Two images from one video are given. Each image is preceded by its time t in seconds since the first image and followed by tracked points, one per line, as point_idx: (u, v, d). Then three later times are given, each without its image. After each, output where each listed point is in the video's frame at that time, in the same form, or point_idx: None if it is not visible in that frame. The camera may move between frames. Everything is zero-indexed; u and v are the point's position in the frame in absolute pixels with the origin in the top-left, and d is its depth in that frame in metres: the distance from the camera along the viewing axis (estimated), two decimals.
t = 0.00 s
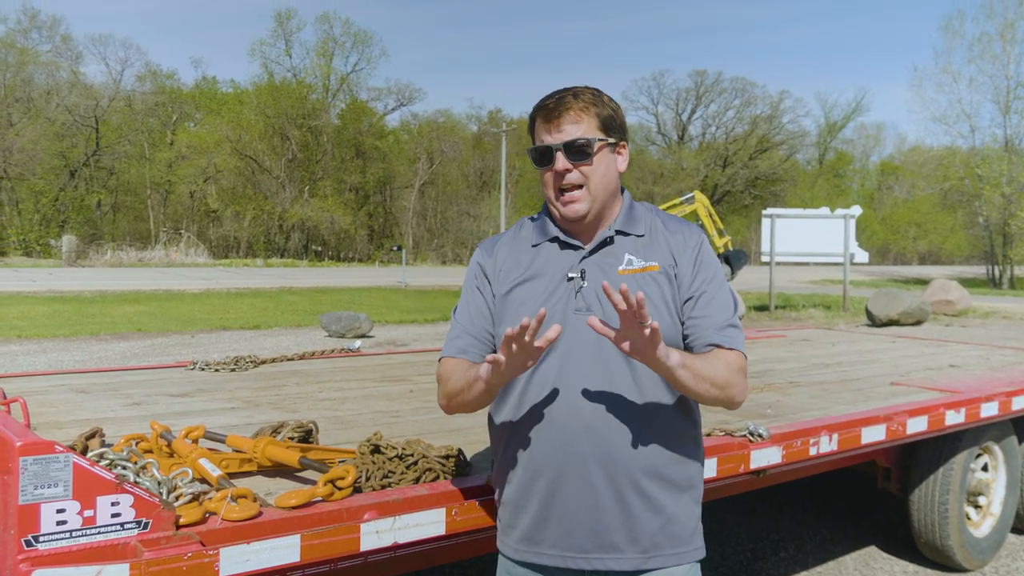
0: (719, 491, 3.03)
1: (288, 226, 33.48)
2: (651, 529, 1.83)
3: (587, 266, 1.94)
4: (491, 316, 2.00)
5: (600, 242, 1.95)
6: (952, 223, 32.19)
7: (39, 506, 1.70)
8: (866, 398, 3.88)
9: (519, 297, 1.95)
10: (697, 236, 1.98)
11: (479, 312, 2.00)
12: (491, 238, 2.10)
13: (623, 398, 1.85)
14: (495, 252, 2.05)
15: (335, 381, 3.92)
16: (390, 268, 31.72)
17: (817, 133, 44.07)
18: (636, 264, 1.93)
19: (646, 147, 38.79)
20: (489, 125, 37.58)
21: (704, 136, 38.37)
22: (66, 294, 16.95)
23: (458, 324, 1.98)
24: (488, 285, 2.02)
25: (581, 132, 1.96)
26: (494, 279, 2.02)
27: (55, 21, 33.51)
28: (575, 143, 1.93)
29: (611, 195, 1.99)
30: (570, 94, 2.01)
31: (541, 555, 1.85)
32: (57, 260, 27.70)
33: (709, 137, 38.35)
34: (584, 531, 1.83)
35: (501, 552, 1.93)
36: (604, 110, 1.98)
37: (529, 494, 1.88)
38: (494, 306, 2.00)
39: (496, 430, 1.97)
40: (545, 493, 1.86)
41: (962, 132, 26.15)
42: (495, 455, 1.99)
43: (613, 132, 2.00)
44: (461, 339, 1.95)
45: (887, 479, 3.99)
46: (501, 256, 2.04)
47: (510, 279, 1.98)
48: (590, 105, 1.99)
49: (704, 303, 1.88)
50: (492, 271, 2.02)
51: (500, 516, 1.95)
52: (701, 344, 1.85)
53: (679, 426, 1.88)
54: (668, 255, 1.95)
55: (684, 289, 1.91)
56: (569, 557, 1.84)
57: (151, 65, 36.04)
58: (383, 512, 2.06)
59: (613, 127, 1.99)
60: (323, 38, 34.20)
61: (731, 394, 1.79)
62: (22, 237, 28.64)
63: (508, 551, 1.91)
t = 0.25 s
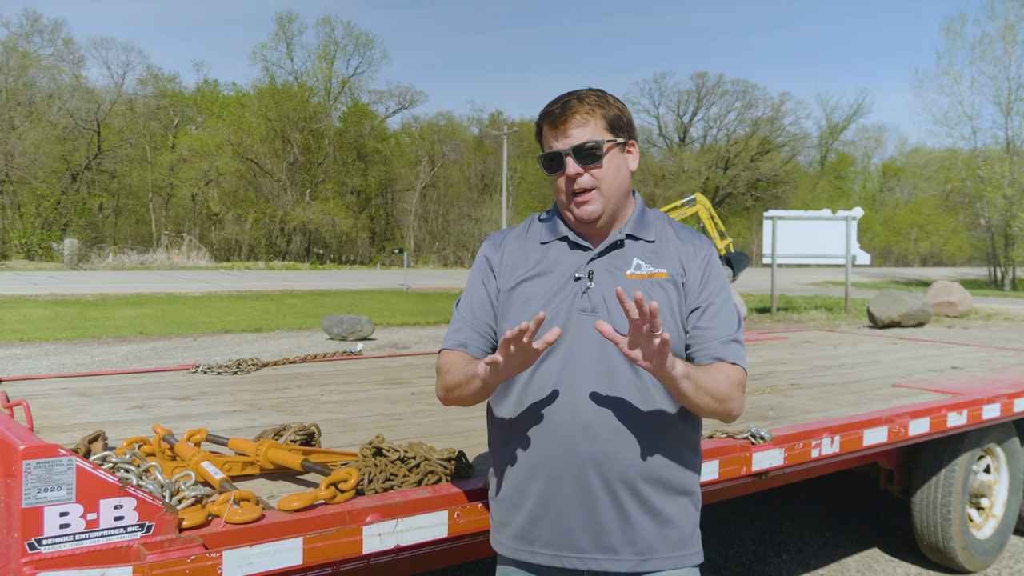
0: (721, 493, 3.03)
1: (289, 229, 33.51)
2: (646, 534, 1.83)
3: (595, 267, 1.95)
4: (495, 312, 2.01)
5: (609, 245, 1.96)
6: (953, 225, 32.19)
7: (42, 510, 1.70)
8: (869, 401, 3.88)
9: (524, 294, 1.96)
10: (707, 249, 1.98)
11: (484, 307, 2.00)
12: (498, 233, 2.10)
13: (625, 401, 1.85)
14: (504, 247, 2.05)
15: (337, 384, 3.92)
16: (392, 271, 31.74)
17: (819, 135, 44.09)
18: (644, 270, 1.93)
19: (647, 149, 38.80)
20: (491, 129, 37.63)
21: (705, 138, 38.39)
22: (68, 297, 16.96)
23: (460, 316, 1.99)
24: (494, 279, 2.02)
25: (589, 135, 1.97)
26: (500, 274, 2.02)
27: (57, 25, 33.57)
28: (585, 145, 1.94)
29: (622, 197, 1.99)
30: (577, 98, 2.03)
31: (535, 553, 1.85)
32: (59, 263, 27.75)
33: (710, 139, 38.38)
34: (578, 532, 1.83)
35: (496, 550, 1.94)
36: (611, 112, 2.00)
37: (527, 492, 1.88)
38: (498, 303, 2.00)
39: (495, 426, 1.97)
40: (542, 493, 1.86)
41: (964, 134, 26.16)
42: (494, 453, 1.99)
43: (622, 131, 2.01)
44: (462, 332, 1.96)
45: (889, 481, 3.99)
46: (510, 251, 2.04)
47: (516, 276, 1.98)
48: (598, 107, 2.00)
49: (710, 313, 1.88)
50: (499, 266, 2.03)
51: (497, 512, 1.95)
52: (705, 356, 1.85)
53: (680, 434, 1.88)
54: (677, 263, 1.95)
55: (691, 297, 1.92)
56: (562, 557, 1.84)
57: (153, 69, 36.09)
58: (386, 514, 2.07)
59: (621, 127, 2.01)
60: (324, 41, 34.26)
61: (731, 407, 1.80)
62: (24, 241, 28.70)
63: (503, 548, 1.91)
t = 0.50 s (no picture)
0: (722, 495, 3.03)
1: (290, 231, 33.52)
2: (639, 538, 1.83)
3: (598, 271, 1.95)
4: (496, 311, 2.01)
5: (612, 249, 1.96)
6: (954, 226, 32.19)
7: (45, 512, 1.70)
8: (870, 402, 3.88)
9: (525, 295, 1.96)
10: (711, 255, 1.99)
11: (485, 306, 2.00)
12: (503, 232, 2.10)
13: (621, 407, 1.86)
14: (507, 245, 2.05)
15: (338, 386, 3.92)
16: (393, 273, 31.77)
17: (819, 136, 44.11)
18: (647, 276, 1.93)
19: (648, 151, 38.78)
20: (491, 130, 37.69)
21: (706, 139, 38.38)
22: (69, 300, 16.99)
23: (462, 314, 1.99)
24: (496, 279, 2.03)
25: (606, 136, 1.97)
26: (502, 274, 2.02)
27: (58, 28, 33.60)
28: (599, 145, 1.95)
29: (629, 200, 2.00)
30: (595, 98, 2.03)
31: (527, 555, 1.86)
32: (60, 265, 27.77)
33: (711, 140, 38.39)
34: (571, 533, 1.84)
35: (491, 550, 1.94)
36: (628, 115, 2.01)
37: (522, 493, 1.88)
38: (500, 302, 2.01)
39: (492, 425, 1.97)
40: (537, 494, 1.87)
41: (964, 135, 26.16)
42: (490, 452, 2.00)
43: (636, 137, 2.02)
44: (463, 331, 1.97)
45: (890, 482, 3.99)
46: (513, 250, 2.04)
47: (518, 276, 1.98)
48: (615, 109, 2.01)
49: (709, 322, 1.89)
50: (501, 265, 2.03)
51: (493, 512, 1.96)
52: (705, 367, 1.85)
53: (675, 440, 1.88)
54: (680, 270, 1.95)
55: (692, 305, 1.92)
56: (554, 558, 1.84)
57: (153, 71, 36.12)
58: (388, 516, 2.07)
59: (636, 132, 2.02)
60: (325, 44, 34.29)
61: (728, 416, 1.80)
62: (25, 243, 28.76)
63: (498, 548, 1.92)
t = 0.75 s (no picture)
0: (721, 494, 3.03)
1: (289, 232, 33.52)
2: (642, 537, 1.83)
3: (592, 272, 1.95)
4: (491, 316, 2.02)
5: (606, 249, 1.96)
6: (953, 225, 32.20)
7: (44, 513, 1.70)
8: (868, 401, 3.88)
9: (519, 299, 1.97)
10: (704, 248, 1.98)
11: (479, 311, 2.02)
12: (497, 237, 2.11)
13: (618, 406, 1.85)
14: (501, 251, 2.06)
15: (338, 387, 3.92)
16: (393, 274, 31.78)
17: (819, 136, 44.13)
18: (640, 274, 1.93)
19: (647, 151, 38.77)
20: (490, 131, 37.73)
21: (705, 139, 38.37)
22: (68, 301, 16.99)
23: (457, 321, 2.01)
24: (491, 283, 2.04)
25: (596, 133, 1.97)
26: (496, 278, 2.03)
27: (56, 29, 33.58)
28: (589, 144, 1.95)
29: (621, 197, 2.00)
30: (586, 96, 2.03)
31: (530, 556, 1.86)
32: (59, 267, 27.73)
33: (710, 140, 38.40)
34: (574, 536, 1.84)
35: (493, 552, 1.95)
36: (618, 113, 2.01)
37: (523, 496, 1.89)
38: (495, 307, 2.02)
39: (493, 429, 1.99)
40: (538, 495, 1.87)
41: (963, 135, 26.18)
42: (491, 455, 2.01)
43: (627, 136, 2.02)
44: (458, 338, 1.99)
45: (889, 481, 3.99)
46: (507, 254, 2.05)
47: (512, 281, 1.99)
48: (605, 108, 2.00)
49: (704, 316, 1.88)
50: (496, 269, 2.04)
51: (495, 514, 1.97)
52: (700, 364, 1.85)
53: (674, 440, 1.88)
54: (673, 266, 1.96)
55: (686, 302, 1.92)
56: (556, 559, 1.85)
57: (152, 72, 36.09)
58: (386, 517, 2.07)
59: (627, 131, 2.02)
60: (324, 44, 34.29)
61: (724, 413, 1.80)
62: (24, 245, 28.72)
63: (501, 551, 1.93)
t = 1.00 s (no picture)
0: (716, 494, 3.03)
1: (285, 233, 33.48)
2: (644, 534, 1.83)
3: (584, 269, 1.95)
4: (484, 317, 2.03)
5: (598, 245, 1.96)
6: (948, 226, 32.27)
7: (39, 514, 1.70)
8: (864, 401, 3.89)
9: (511, 299, 1.97)
10: (696, 241, 1.99)
11: (469, 313, 2.02)
12: (487, 237, 2.11)
13: (614, 403, 1.86)
14: (490, 253, 2.05)
15: (334, 387, 3.92)
16: (389, 274, 31.73)
17: (814, 137, 44.21)
18: (632, 269, 1.93)
19: (643, 151, 38.79)
20: (486, 131, 37.76)
21: (701, 139, 38.41)
22: (63, 302, 16.94)
23: (448, 323, 2.02)
24: (480, 286, 2.03)
25: (588, 131, 1.97)
26: (486, 280, 2.03)
27: (51, 29, 33.51)
28: (581, 142, 1.95)
29: (612, 196, 2.00)
30: (578, 94, 2.03)
31: (533, 558, 1.86)
32: (54, 268, 27.65)
33: (706, 141, 38.46)
34: (576, 536, 1.83)
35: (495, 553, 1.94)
36: (611, 113, 2.00)
37: (524, 497, 1.89)
38: (487, 308, 2.02)
39: (490, 429, 1.99)
40: (538, 496, 1.87)
41: (958, 135, 26.25)
42: (489, 457, 2.01)
43: (618, 135, 2.02)
44: (450, 340, 2.00)
45: (885, 481, 4.00)
46: (497, 255, 2.04)
47: (505, 281, 1.99)
48: (598, 107, 2.00)
49: (696, 309, 1.90)
50: (485, 272, 2.03)
51: (496, 516, 1.96)
52: (696, 356, 1.87)
53: (672, 437, 1.89)
54: (666, 259, 1.96)
55: (681, 296, 1.92)
56: (559, 561, 1.84)
57: (147, 72, 36.04)
58: (382, 517, 2.07)
59: (619, 130, 2.02)
60: (320, 44, 34.27)
61: (715, 406, 1.82)
62: (18, 245, 28.64)
63: (504, 551, 1.92)
